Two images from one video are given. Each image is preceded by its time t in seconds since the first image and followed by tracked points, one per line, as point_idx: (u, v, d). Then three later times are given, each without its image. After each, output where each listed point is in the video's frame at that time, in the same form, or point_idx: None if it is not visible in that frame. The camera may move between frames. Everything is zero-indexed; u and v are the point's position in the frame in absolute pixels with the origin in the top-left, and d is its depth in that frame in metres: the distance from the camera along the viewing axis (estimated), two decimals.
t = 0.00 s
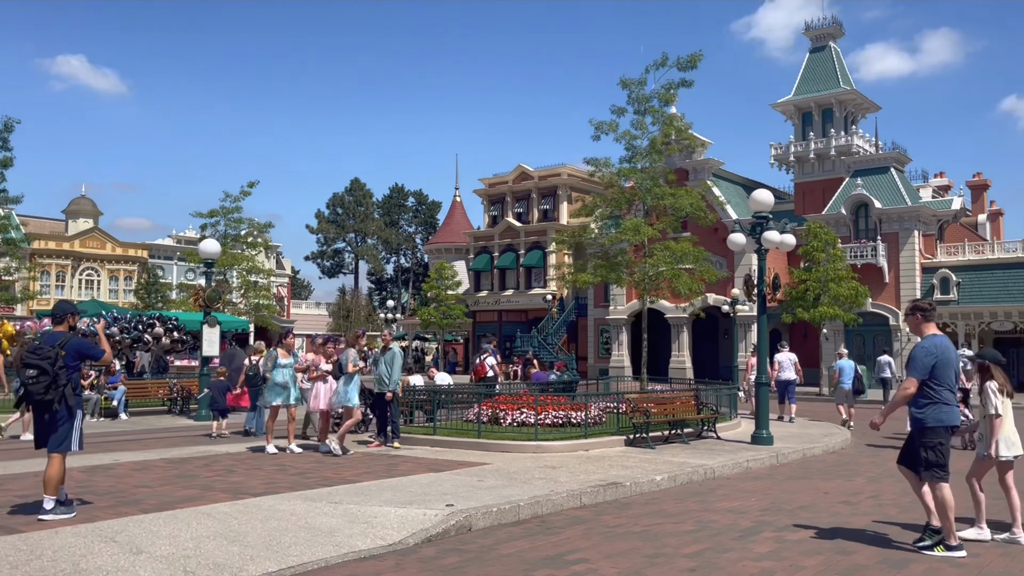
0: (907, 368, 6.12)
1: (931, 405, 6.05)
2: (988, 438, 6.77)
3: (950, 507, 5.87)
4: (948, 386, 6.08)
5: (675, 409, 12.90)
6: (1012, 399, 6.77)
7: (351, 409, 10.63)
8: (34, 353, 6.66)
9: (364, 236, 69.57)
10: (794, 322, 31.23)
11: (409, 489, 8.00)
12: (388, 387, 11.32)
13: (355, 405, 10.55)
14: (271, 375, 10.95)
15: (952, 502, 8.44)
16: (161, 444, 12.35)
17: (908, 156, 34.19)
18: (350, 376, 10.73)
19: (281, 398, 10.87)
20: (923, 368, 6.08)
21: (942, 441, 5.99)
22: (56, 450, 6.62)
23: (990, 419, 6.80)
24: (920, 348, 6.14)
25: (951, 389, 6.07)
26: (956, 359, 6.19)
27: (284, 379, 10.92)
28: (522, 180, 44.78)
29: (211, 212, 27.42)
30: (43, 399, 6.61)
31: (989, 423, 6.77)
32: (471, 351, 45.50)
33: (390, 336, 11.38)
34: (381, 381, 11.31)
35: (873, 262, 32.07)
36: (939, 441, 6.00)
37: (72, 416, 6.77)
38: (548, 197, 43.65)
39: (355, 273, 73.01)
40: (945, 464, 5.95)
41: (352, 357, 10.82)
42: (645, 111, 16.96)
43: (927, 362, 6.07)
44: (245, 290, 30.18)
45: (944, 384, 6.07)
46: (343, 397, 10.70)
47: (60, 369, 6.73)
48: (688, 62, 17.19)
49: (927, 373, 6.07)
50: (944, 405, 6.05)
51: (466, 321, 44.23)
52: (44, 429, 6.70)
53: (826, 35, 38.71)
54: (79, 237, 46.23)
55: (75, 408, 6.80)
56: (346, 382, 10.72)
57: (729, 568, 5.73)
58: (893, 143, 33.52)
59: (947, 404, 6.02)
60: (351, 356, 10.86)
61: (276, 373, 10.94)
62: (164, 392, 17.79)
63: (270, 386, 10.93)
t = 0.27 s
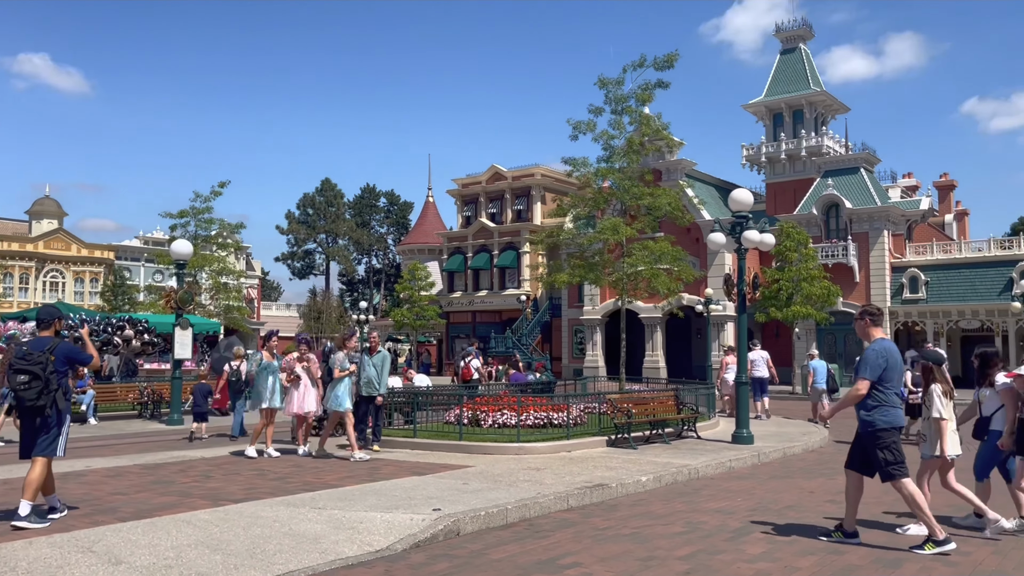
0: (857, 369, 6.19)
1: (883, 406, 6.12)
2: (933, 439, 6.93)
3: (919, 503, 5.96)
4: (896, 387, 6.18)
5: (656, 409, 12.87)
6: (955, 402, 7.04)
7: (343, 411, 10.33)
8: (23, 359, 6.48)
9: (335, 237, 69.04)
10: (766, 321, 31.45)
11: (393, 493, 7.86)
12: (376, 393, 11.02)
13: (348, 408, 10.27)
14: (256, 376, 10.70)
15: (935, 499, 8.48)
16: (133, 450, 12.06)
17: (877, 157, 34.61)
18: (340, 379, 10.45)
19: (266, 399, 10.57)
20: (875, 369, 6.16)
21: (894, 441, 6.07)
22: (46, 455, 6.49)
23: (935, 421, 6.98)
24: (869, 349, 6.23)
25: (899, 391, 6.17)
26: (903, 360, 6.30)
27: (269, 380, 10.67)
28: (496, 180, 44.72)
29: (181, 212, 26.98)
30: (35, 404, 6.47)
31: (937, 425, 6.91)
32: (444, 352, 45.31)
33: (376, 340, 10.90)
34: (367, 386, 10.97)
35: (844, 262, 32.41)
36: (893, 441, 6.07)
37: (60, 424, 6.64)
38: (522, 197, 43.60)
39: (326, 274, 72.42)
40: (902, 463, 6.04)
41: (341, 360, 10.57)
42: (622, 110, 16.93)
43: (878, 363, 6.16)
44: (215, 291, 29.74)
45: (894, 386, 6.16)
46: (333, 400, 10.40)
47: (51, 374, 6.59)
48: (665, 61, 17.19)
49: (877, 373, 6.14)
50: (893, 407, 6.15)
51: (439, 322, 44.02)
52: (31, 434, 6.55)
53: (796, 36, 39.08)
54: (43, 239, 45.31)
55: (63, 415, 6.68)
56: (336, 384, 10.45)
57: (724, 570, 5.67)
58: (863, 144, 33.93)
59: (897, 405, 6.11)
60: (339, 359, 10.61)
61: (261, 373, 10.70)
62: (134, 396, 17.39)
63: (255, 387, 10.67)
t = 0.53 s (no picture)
0: (822, 359, 6.48)
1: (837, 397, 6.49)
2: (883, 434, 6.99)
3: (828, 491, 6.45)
4: (850, 381, 6.55)
5: (641, 410, 12.81)
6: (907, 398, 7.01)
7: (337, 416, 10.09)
8: (14, 366, 6.38)
9: (309, 238, 68.43)
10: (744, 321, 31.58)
11: (381, 498, 7.70)
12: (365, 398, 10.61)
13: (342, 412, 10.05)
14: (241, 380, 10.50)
15: (924, 498, 8.49)
16: (109, 456, 11.77)
17: (852, 157, 34.90)
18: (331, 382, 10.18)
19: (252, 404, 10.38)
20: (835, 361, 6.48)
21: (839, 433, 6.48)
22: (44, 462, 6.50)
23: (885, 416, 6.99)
24: (832, 341, 6.52)
25: (852, 386, 6.56)
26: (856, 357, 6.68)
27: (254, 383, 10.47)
28: (473, 181, 44.57)
29: (154, 214, 26.51)
30: (27, 412, 6.40)
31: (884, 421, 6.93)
32: (421, 354, 45.03)
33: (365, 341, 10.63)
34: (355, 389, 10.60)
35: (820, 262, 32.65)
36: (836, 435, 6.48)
37: (52, 431, 6.59)
38: (499, 198, 43.50)
39: (301, 276, 71.76)
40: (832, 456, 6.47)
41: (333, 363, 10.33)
42: (604, 110, 16.86)
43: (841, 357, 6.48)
44: (189, 294, 29.30)
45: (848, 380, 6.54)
46: (325, 405, 10.15)
47: (43, 380, 6.51)
48: (646, 61, 17.15)
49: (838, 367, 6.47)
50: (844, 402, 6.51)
51: (416, 324, 43.75)
52: (23, 441, 6.48)
53: (772, 37, 39.33)
54: (10, 241, 44.40)
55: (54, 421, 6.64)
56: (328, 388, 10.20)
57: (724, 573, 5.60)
58: (838, 144, 34.21)
59: (848, 401, 6.50)
60: (332, 363, 10.45)
61: (247, 377, 10.52)
62: (107, 401, 16.96)
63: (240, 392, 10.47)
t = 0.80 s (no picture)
0: (784, 365, 6.45)
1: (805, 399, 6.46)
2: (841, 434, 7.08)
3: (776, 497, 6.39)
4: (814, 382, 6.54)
5: (630, 410, 12.75)
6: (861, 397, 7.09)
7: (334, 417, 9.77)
8: (9, 365, 6.23)
9: (287, 239, 67.87)
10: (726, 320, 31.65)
11: (373, 501, 7.54)
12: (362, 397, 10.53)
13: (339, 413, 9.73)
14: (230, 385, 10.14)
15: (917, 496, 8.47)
16: (88, 460, 11.48)
17: (831, 157, 35.12)
18: (325, 383, 9.83)
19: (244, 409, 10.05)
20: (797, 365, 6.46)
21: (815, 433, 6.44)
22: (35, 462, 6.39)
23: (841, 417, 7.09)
24: (792, 344, 6.50)
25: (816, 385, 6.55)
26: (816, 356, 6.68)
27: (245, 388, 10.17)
28: (453, 181, 44.40)
29: (130, 214, 26.09)
30: (20, 413, 6.26)
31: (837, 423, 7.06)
32: (401, 355, 44.76)
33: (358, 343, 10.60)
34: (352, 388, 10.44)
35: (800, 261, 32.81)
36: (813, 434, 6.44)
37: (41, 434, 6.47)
38: (480, 198, 43.37)
39: (278, 277, 71.16)
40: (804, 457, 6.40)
41: (325, 363, 9.94)
42: (588, 109, 16.80)
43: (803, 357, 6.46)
44: (166, 295, 28.89)
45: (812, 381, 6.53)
46: (321, 406, 9.81)
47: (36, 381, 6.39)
48: (631, 58, 17.08)
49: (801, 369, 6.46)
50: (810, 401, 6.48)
51: (396, 325, 43.46)
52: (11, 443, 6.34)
53: (750, 38, 39.52)
54: None
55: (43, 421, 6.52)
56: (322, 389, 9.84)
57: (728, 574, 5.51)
58: (817, 144, 34.42)
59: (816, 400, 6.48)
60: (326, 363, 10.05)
61: (236, 381, 10.16)
62: (84, 404, 16.57)
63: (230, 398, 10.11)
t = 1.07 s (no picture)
0: (739, 369, 6.57)
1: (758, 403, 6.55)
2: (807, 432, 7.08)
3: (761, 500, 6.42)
4: (772, 385, 6.61)
5: (620, 411, 12.66)
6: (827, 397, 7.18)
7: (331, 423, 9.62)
8: (7, 370, 6.15)
9: (267, 240, 67.28)
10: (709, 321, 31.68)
11: (367, 508, 7.37)
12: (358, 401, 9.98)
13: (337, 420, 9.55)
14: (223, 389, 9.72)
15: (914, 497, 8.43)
16: (67, 467, 11.20)
17: (813, 158, 35.29)
18: (320, 388, 9.78)
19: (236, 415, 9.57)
20: (753, 369, 6.55)
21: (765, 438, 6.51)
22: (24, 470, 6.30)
23: (810, 415, 7.11)
24: (752, 349, 6.58)
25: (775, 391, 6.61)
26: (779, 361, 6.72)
27: (239, 392, 9.73)
28: (435, 182, 44.20)
29: (108, 214, 25.65)
30: (18, 418, 6.19)
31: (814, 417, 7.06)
32: (383, 357, 44.45)
33: (352, 343, 10.10)
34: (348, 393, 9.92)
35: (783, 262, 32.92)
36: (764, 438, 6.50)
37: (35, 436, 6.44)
38: (462, 199, 43.20)
39: (257, 278, 70.53)
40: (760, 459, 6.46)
41: (324, 367, 9.78)
42: (576, 109, 16.71)
43: (757, 364, 6.53)
44: (145, 297, 28.48)
45: (770, 386, 6.60)
46: (317, 412, 9.66)
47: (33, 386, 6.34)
48: (619, 58, 16.98)
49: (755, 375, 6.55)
50: (768, 403, 6.56)
51: (378, 326, 43.14)
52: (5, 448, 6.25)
53: (732, 39, 39.63)
54: None
55: (35, 428, 6.43)
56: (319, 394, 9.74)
57: None
58: (799, 145, 34.56)
59: (773, 405, 6.54)
60: (323, 367, 9.86)
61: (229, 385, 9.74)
62: (62, 408, 16.22)
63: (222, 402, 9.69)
